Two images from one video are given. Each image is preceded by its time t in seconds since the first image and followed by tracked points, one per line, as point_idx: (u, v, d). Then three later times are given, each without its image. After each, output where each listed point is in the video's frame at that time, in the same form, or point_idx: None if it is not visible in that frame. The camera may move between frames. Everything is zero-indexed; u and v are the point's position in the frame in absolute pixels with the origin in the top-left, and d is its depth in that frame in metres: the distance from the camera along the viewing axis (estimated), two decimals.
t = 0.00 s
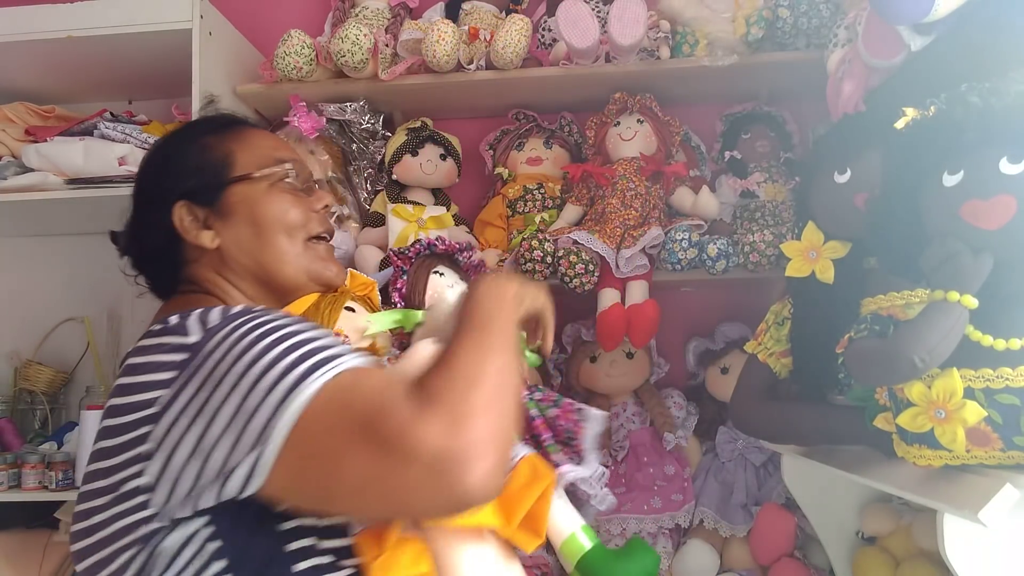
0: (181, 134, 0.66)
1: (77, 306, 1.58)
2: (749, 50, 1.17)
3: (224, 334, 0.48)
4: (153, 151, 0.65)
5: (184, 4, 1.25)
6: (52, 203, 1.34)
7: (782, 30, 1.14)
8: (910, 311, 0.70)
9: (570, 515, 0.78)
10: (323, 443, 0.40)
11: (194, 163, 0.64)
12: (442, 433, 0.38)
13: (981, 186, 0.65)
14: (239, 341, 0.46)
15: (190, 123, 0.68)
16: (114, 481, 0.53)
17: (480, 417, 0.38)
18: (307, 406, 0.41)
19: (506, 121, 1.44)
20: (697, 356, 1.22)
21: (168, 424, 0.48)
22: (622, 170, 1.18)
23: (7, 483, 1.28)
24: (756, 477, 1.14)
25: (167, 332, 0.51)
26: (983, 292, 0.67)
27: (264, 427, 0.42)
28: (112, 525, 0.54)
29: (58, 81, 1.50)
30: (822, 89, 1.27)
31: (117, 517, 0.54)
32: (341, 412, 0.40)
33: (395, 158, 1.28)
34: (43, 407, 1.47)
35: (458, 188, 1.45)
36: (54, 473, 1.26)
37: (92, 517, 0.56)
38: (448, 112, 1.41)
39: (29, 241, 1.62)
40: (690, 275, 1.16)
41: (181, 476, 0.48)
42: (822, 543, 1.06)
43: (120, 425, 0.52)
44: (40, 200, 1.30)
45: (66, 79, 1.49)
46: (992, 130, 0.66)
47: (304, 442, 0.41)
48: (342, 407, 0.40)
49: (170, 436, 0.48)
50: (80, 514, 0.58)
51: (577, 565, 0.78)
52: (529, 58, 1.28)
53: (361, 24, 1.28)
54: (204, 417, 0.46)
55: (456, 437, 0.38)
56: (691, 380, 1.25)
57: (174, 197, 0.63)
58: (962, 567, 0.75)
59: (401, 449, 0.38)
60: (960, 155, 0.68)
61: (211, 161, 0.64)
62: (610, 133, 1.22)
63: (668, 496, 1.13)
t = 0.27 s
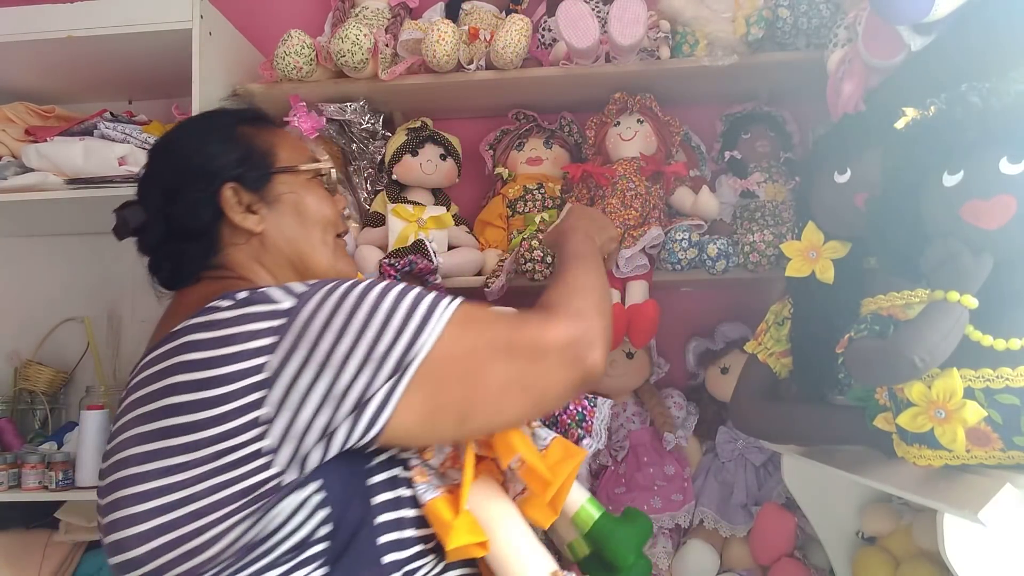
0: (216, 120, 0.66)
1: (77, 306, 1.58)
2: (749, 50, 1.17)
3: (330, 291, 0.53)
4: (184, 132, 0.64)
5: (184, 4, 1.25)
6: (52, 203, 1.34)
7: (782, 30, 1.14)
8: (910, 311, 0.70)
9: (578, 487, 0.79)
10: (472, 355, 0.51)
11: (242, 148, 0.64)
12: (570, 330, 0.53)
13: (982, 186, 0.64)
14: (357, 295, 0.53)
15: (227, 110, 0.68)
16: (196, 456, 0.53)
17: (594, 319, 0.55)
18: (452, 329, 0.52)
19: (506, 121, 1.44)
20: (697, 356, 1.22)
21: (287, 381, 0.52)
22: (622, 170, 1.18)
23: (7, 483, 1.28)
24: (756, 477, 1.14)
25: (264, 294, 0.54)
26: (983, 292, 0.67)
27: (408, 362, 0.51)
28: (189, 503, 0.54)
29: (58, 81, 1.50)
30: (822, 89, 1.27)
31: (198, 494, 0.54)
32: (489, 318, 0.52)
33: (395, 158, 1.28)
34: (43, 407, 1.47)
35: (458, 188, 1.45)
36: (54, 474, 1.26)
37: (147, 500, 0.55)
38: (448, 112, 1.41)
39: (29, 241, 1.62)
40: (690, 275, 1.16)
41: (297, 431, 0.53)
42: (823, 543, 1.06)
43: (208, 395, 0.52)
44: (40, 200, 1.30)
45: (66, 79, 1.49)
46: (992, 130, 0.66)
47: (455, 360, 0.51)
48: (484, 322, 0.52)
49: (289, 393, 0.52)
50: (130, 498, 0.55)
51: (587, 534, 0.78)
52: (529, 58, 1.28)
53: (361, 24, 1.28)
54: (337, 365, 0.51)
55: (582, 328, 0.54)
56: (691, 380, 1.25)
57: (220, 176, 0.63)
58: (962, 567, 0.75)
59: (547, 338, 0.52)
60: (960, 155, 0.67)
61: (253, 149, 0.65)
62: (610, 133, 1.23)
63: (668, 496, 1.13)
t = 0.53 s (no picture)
0: (253, 121, 0.71)
1: (77, 306, 1.58)
2: (749, 49, 1.17)
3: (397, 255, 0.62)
4: (225, 130, 0.69)
5: (184, 4, 1.25)
6: (52, 203, 1.34)
7: (782, 30, 1.14)
8: (910, 311, 0.70)
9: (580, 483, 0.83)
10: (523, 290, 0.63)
11: (283, 146, 0.70)
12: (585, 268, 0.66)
13: (982, 186, 0.64)
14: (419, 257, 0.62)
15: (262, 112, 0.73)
16: (293, 409, 0.59)
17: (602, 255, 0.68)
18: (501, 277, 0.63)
19: (506, 121, 1.44)
20: (697, 356, 1.22)
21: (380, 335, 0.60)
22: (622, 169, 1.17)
23: (7, 483, 1.28)
24: (756, 477, 1.14)
25: (340, 262, 0.62)
26: (982, 292, 0.67)
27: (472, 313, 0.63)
28: (287, 454, 0.59)
29: (58, 81, 1.50)
30: (822, 89, 1.27)
31: (296, 445, 0.59)
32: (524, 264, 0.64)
33: (395, 158, 1.28)
34: (43, 407, 1.48)
35: (459, 188, 1.45)
36: (54, 474, 1.26)
37: (232, 459, 0.58)
38: (448, 112, 1.41)
39: (29, 241, 1.62)
40: (690, 274, 1.16)
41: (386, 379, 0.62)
42: (823, 543, 1.06)
43: (306, 352, 0.59)
44: (40, 200, 1.30)
45: (66, 79, 1.49)
46: (992, 130, 0.66)
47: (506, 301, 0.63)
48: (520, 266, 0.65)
49: (380, 346, 0.60)
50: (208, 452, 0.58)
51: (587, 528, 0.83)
52: (529, 57, 1.28)
53: (361, 24, 1.28)
54: (420, 319, 0.60)
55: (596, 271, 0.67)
56: (692, 380, 1.25)
57: (270, 172, 0.68)
58: (962, 567, 0.75)
59: (566, 272, 0.64)
60: (960, 155, 0.67)
61: (291, 148, 0.71)
62: (610, 133, 1.23)
63: (668, 497, 1.13)
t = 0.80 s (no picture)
0: (301, 134, 0.80)
1: (77, 306, 1.58)
2: (749, 49, 1.17)
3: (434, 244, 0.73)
4: (277, 144, 0.78)
5: (184, 4, 1.25)
6: (52, 203, 1.34)
7: (782, 30, 1.14)
8: (910, 311, 0.70)
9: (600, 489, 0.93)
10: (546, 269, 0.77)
11: (328, 155, 0.80)
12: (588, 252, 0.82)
13: (982, 186, 0.65)
14: (454, 244, 0.73)
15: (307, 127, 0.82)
16: (351, 378, 0.67)
17: (602, 244, 0.84)
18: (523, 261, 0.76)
19: (506, 121, 1.43)
20: (697, 356, 1.22)
21: (427, 312, 0.70)
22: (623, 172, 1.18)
23: (7, 483, 1.28)
24: (756, 477, 1.14)
25: (385, 247, 0.72)
26: (982, 291, 0.67)
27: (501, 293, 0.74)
28: (346, 421, 0.67)
29: (57, 81, 1.50)
30: (822, 89, 1.27)
31: (352, 413, 0.67)
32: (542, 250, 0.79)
33: (395, 158, 1.28)
34: (43, 407, 1.47)
35: (458, 188, 1.45)
36: (54, 473, 1.26)
37: (292, 425, 0.65)
38: (448, 112, 1.41)
39: (29, 241, 1.62)
40: (690, 275, 1.16)
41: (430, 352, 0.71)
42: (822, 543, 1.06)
43: (363, 326, 0.68)
44: (40, 200, 1.30)
45: (66, 79, 1.48)
46: (992, 130, 0.66)
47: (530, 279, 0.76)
48: (540, 255, 0.78)
49: (427, 321, 0.70)
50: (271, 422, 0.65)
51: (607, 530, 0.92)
52: (529, 57, 1.28)
53: (361, 24, 1.28)
54: (461, 296, 0.71)
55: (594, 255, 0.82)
56: (692, 380, 1.25)
57: (320, 179, 0.78)
58: (961, 567, 0.75)
59: (572, 257, 0.79)
60: (960, 155, 0.67)
61: (335, 159, 0.80)
62: (610, 135, 1.22)
63: (668, 496, 1.14)
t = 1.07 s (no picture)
0: (325, 135, 0.80)
1: (77, 306, 1.58)
2: (749, 50, 1.17)
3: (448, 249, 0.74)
4: (304, 145, 0.78)
5: (184, 4, 1.25)
6: (52, 203, 1.34)
7: (782, 30, 1.14)
8: (910, 311, 0.70)
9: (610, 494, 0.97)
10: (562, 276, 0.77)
11: (349, 157, 0.80)
12: (607, 261, 0.82)
13: (982, 186, 0.65)
14: (469, 251, 0.73)
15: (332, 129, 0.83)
16: (364, 382, 0.68)
17: (621, 254, 0.84)
18: (539, 270, 0.76)
19: (506, 121, 1.44)
20: (697, 356, 1.22)
21: (440, 319, 0.71)
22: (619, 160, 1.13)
23: (7, 483, 1.28)
24: (756, 477, 1.14)
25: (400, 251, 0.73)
26: (982, 291, 0.67)
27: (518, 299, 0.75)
28: (358, 427, 0.67)
29: (57, 81, 1.50)
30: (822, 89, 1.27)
31: (365, 418, 0.67)
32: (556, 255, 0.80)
33: (395, 158, 1.28)
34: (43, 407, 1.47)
35: (459, 188, 1.45)
36: (54, 473, 1.26)
37: (304, 429, 0.66)
38: (448, 112, 1.41)
39: (30, 241, 1.62)
40: (690, 275, 1.16)
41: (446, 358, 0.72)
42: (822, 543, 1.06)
43: (376, 330, 0.68)
44: (40, 200, 1.30)
45: (66, 79, 1.48)
46: (992, 130, 0.66)
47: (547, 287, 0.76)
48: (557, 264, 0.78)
49: (439, 328, 0.71)
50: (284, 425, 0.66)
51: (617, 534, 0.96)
52: (529, 57, 1.28)
53: (361, 24, 1.28)
54: (474, 304, 0.72)
55: (612, 264, 0.83)
56: (692, 380, 1.25)
57: (340, 180, 0.78)
58: (961, 566, 0.75)
59: (591, 268, 0.80)
60: (960, 155, 0.67)
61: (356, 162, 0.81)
62: (608, 125, 1.17)
63: (668, 496, 1.14)
